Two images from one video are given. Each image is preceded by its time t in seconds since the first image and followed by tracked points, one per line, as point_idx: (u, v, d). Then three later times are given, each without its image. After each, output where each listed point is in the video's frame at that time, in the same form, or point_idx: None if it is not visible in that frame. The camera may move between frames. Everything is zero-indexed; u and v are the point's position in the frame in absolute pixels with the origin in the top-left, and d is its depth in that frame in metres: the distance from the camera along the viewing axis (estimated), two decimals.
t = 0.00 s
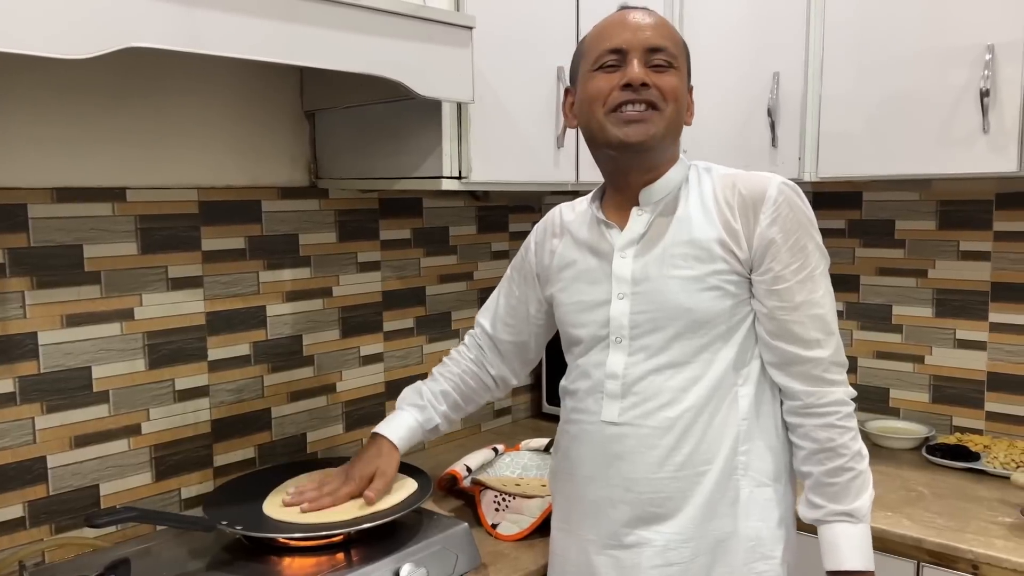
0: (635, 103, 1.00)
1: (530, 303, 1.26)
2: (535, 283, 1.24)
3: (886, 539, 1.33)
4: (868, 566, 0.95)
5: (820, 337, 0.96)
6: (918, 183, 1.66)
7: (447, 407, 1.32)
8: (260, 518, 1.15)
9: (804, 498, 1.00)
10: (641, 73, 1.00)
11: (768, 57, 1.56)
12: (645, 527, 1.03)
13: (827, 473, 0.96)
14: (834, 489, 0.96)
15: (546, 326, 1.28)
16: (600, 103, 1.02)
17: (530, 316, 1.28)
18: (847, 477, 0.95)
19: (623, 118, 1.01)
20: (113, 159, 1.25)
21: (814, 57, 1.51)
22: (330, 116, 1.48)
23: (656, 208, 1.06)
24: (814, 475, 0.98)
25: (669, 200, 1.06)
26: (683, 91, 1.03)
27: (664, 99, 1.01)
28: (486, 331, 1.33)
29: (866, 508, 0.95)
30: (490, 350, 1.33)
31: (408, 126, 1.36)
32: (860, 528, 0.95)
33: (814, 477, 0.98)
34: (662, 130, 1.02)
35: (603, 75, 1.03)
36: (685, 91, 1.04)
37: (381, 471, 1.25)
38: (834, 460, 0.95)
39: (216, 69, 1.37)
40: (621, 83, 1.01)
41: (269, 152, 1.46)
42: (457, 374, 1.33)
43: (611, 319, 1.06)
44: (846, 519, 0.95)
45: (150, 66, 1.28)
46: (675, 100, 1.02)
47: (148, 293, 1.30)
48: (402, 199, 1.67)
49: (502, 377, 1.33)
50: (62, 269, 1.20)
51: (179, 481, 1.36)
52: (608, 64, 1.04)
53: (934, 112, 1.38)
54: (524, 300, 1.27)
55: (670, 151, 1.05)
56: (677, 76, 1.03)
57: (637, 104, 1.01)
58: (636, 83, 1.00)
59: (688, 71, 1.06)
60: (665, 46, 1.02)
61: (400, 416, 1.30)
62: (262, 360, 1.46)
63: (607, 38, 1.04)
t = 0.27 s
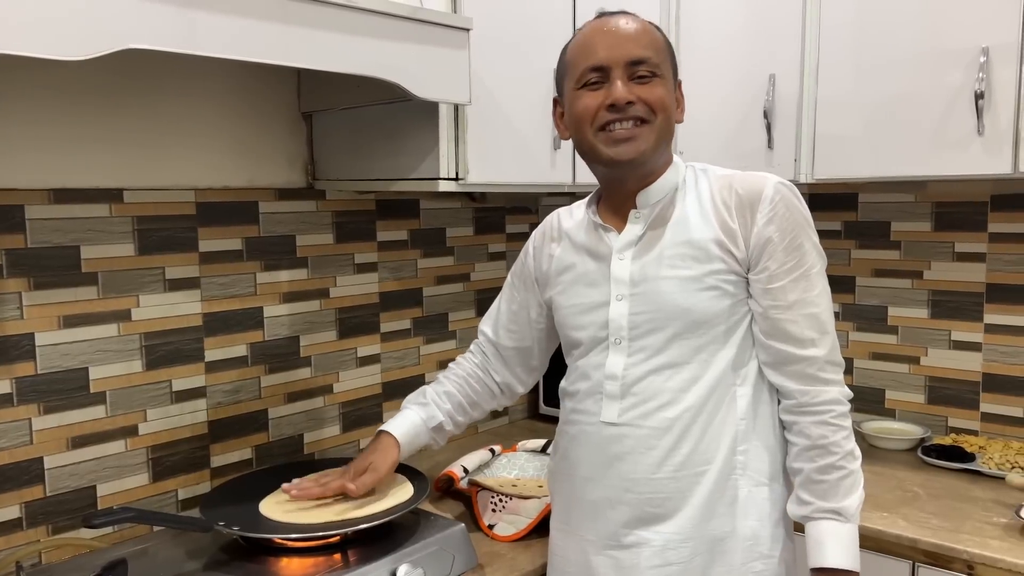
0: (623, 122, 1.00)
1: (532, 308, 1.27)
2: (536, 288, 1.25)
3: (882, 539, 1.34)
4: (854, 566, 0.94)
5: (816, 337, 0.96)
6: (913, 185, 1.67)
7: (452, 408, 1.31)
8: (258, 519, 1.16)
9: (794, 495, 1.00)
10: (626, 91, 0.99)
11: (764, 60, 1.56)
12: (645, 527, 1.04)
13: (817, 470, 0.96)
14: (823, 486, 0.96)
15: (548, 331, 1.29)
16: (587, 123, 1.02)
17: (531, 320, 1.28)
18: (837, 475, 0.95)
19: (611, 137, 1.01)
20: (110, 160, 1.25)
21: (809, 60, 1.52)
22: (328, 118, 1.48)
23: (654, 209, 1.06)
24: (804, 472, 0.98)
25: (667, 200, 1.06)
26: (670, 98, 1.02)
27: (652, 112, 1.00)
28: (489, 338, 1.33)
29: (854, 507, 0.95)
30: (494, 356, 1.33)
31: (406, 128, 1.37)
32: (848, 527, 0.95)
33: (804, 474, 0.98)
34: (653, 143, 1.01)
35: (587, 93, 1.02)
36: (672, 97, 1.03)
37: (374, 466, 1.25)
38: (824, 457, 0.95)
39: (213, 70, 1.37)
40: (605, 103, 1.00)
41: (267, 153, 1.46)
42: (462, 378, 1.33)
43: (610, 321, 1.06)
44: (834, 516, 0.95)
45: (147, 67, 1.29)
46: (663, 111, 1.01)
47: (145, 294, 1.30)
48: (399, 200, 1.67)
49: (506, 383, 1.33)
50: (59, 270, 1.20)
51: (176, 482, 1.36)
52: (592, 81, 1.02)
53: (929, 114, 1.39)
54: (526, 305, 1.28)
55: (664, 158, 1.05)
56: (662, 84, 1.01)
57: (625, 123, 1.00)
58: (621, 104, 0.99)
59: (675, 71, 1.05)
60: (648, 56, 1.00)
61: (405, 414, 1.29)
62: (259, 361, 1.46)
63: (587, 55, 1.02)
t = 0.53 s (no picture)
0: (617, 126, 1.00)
1: (528, 309, 1.27)
2: (533, 290, 1.25)
3: (878, 540, 1.34)
4: (857, 568, 0.94)
5: (811, 337, 0.96)
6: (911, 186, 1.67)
7: (448, 410, 1.32)
8: (254, 520, 1.16)
9: (794, 498, 1.01)
10: (620, 96, 0.99)
11: (760, 61, 1.56)
12: (641, 529, 1.04)
13: (817, 473, 0.96)
14: (824, 489, 0.96)
15: (544, 332, 1.29)
16: (581, 126, 1.02)
17: (528, 322, 1.28)
18: (837, 477, 0.95)
19: (604, 142, 1.01)
20: (106, 161, 1.25)
21: (807, 60, 1.52)
22: (324, 118, 1.48)
23: (648, 211, 1.06)
24: (804, 475, 0.98)
25: (660, 202, 1.06)
26: (664, 100, 1.02)
27: (646, 115, 1.00)
28: (486, 337, 1.33)
29: (856, 509, 0.95)
30: (491, 356, 1.33)
31: (403, 128, 1.36)
32: (850, 529, 0.95)
33: (805, 477, 0.98)
34: (648, 146, 1.01)
35: (581, 97, 1.02)
36: (666, 98, 1.02)
37: (378, 469, 1.24)
38: (823, 460, 0.96)
39: (210, 70, 1.37)
40: (598, 107, 1.00)
41: (264, 154, 1.46)
42: (458, 378, 1.33)
43: (605, 323, 1.06)
44: (835, 519, 0.95)
45: (144, 66, 1.28)
46: (656, 114, 1.00)
47: (141, 295, 1.30)
48: (396, 201, 1.67)
49: (503, 383, 1.34)
50: (55, 271, 1.20)
51: (172, 483, 1.36)
52: (585, 84, 1.02)
53: (926, 115, 1.39)
54: (523, 306, 1.28)
55: (659, 159, 1.05)
56: (656, 86, 1.01)
57: (619, 126, 1.00)
58: (613, 108, 0.99)
59: (669, 70, 1.04)
60: (641, 59, 1.00)
61: (401, 416, 1.29)
62: (255, 361, 1.46)
63: (580, 58, 1.02)
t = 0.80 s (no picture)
0: (620, 129, 0.99)
1: (531, 309, 1.27)
2: (535, 291, 1.25)
3: (878, 541, 1.34)
4: (857, 569, 0.94)
5: (813, 338, 0.96)
6: (910, 186, 1.67)
7: (456, 407, 1.31)
8: (251, 520, 1.15)
9: (795, 499, 1.00)
10: (622, 97, 0.98)
11: (760, 62, 1.56)
12: (641, 529, 1.03)
13: (817, 474, 0.96)
14: (824, 490, 0.96)
15: (548, 334, 1.29)
16: (584, 129, 1.01)
17: (530, 322, 1.28)
18: (838, 479, 0.95)
19: (608, 145, 1.00)
20: (105, 162, 1.25)
21: (806, 60, 1.52)
22: (323, 118, 1.48)
23: (650, 211, 1.06)
24: (804, 476, 0.98)
25: (662, 203, 1.06)
26: (664, 100, 1.01)
27: (648, 115, 1.00)
28: (491, 340, 1.33)
29: (856, 510, 0.95)
30: (497, 357, 1.33)
31: (402, 128, 1.36)
32: (850, 530, 0.95)
33: (805, 478, 0.98)
34: (651, 147, 1.01)
35: (581, 100, 1.01)
36: (666, 98, 1.02)
37: (381, 463, 1.23)
38: (824, 461, 0.95)
39: (209, 69, 1.37)
40: (600, 109, 0.99)
41: (263, 153, 1.46)
42: (467, 376, 1.33)
43: (606, 323, 1.06)
44: (835, 521, 0.95)
45: (142, 66, 1.28)
46: (658, 114, 1.00)
47: (139, 295, 1.29)
48: (395, 200, 1.67)
49: (509, 385, 1.33)
50: (53, 270, 1.20)
51: (170, 483, 1.35)
52: (585, 87, 1.02)
53: (925, 115, 1.39)
54: (525, 308, 1.28)
55: (662, 159, 1.05)
56: (655, 86, 1.01)
57: (622, 128, 1.00)
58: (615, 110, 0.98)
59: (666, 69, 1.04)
60: (640, 59, 0.99)
61: (410, 410, 1.28)
62: (254, 361, 1.46)
63: (579, 60, 1.01)
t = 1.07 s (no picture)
0: (616, 139, 0.99)
1: (532, 308, 1.27)
2: (536, 290, 1.25)
3: (879, 540, 1.33)
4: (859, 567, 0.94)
5: (817, 337, 0.96)
6: (912, 185, 1.66)
7: (452, 407, 1.31)
8: (252, 519, 1.15)
9: (798, 497, 1.00)
10: (613, 107, 0.98)
11: (761, 60, 1.56)
12: (645, 528, 1.03)
13: (821, 472, 0.96)
14: (827, 488, 0.96)
15: (549, 332, 1.28)
16: (581, 143, 1.01)
17: (532, 322, 1.28)
18: (841, 477, 0.95)
19: (606, 157, 1.00)
20: (104, 160, 1.25)
21: (807, 58, 1.51)
22: (323, 116, 1.48)
23: (653, 210, 1.05)
24: (807, 474, 0.98)
25: (664, 202, 1.05)
26: (657, 101, 1.01)
27: (642, 121, 0.99)
28: (489, 339, 1.33)
29: (859, 508, 0.95)
30: (495, 356, 1.33)
31: (401, 126, 1.36)
32: (852, 528, 0.95)
33: (808, 476, 0.98)
34: (650, 151, 1.00)
35: (575, 114, 1.01)
36: (659, 98, 1.01)
37: (379, 465, 1.24)
38: (828, 459, 0.95)
39: (208, 67, 1.36)
40: (594, 123, 0.99)
41: (262, 152, 1.45)
42: (463, 376, 1.33)
43: (610, 323, 1.06)
44: (838, 518, 0.95)
45: (142, 64, 1.28)
46: (653, 117, 0.99)
47: (138, 293, 1.29)
48: (395, 199, 1.66)
49: (507, 383, 1.33)
50: (52, 269, 1.19)
51: (170, 482, 1.35)
52: (576, 100, 1.01)
53: (927, 114, 1.38)
54: (527, 306, 1.28)
55: (663, 159, 1.04)
56: (646, 88, 1.00)
57: (618, 138, 0.99)
58: (608, 121, 0.98)
59: (655, 68, 1.03)
60: (627, 64, 0.99)
61: (404, 413, 1.29)
62: (253, 360, 1.45)
63: (567, 74, 1.00)
